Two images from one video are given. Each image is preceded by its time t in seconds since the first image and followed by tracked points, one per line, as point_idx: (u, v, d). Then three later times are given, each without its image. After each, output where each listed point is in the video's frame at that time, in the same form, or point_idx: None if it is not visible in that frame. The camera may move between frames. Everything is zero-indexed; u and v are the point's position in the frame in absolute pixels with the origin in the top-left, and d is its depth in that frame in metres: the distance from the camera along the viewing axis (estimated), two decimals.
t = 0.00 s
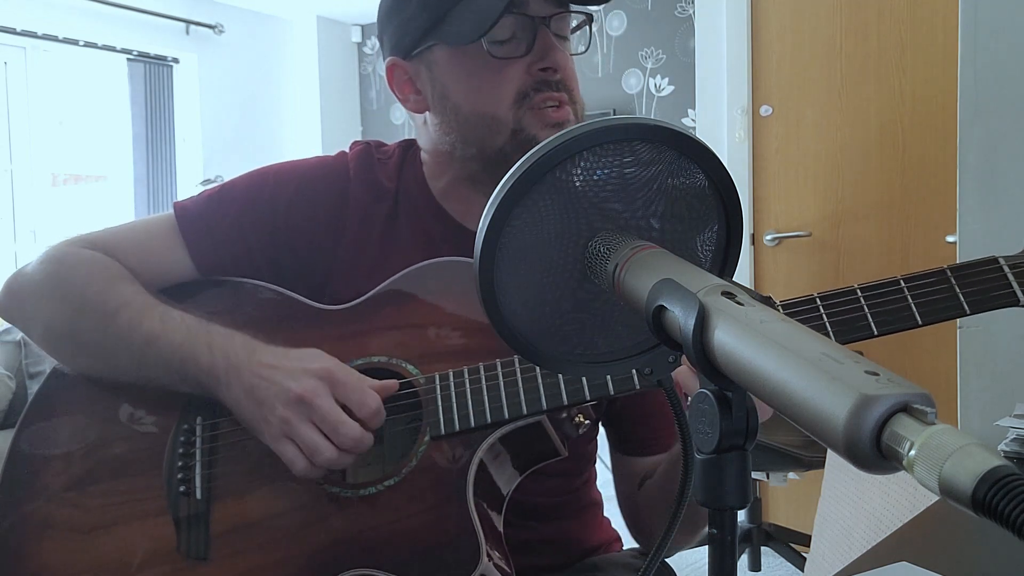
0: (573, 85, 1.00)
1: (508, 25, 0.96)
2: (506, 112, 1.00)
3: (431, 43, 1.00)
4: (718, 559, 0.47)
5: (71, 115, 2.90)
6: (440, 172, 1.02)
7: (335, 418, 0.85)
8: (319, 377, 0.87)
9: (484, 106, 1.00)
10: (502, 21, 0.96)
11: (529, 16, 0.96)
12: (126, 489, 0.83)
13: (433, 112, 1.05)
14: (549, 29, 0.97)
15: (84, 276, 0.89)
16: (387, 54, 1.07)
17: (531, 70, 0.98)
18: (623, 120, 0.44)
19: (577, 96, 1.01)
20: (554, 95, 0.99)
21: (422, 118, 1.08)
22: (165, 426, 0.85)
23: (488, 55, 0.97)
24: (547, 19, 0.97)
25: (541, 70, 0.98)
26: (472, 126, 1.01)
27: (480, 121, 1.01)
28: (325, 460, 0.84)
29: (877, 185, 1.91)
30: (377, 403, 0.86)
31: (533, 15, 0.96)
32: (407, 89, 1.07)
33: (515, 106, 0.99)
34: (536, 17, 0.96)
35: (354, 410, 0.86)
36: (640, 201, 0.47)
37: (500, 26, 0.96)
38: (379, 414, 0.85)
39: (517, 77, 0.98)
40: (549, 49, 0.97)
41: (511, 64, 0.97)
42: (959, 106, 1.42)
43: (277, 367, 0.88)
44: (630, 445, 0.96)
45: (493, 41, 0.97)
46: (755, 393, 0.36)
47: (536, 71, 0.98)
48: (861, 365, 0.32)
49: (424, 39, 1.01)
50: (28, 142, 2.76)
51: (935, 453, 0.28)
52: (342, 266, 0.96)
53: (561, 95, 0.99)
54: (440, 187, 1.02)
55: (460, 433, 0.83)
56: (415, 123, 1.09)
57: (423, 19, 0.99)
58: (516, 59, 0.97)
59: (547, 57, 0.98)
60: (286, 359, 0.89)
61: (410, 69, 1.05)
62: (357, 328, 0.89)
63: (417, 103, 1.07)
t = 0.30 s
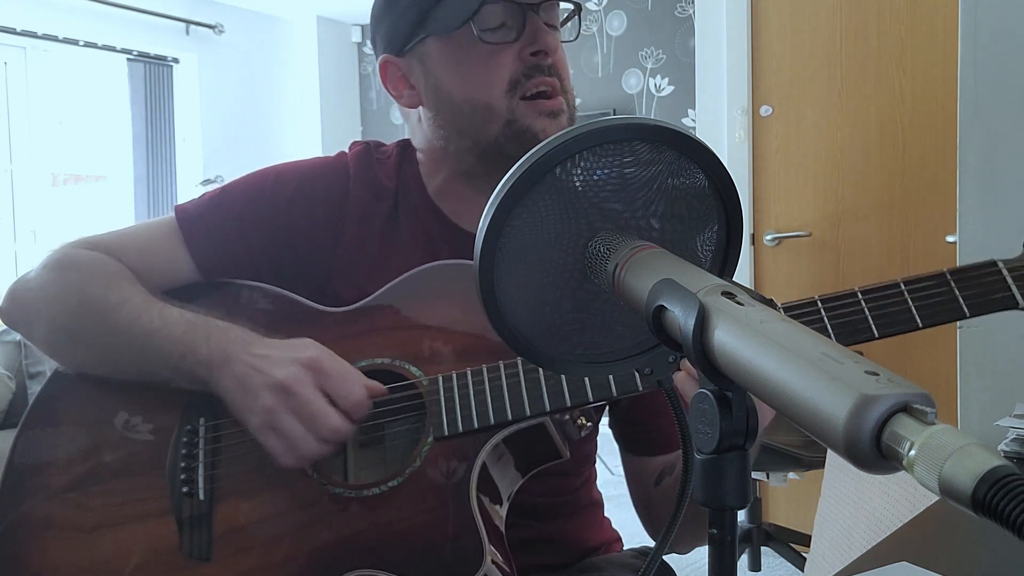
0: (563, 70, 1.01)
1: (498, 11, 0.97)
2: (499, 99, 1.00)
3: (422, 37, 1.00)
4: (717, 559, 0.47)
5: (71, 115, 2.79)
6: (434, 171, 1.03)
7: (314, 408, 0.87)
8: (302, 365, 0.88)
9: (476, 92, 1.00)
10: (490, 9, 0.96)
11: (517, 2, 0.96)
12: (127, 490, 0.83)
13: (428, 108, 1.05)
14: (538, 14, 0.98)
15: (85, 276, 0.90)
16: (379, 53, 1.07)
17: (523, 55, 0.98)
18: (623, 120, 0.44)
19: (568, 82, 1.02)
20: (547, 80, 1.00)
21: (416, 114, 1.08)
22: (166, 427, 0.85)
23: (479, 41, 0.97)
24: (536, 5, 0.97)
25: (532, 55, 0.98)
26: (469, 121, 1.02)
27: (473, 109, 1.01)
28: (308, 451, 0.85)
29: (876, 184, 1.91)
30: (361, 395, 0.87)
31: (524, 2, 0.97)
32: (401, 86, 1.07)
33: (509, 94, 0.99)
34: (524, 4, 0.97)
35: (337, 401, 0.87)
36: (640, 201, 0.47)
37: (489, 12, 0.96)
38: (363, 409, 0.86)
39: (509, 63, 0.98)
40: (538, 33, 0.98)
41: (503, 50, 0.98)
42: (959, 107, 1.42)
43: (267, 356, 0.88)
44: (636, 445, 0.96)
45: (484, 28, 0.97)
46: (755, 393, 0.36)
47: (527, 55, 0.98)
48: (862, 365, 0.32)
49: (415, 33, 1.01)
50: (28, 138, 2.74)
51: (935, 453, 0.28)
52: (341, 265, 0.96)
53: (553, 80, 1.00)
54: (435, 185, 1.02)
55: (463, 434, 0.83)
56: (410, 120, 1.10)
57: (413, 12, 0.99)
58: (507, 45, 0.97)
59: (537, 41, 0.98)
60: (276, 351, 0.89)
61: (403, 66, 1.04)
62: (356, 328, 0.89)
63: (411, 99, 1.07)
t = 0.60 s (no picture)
0: (559, 62, 1.02)
1: (494, 5, 0.97)
2: (497, 92, 1.01)
3: (419, 32, 1.00)
4: (718, 560, 0.47)
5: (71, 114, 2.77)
6: (433, 167, 1.03)
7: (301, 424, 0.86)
8: (294, 367, 0.88)
9: (474, 85, 1.01)
10: (487, 2, 0.96)
11: None
12: (126, 490, 0.83)
13: (427, 104, 1.05)
14: (534, 7, 0.99)
15: (80, 277, 0.90)
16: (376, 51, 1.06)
17: (520, 48, 0.99)
18: (624, 121, 0.44)
19: (564, 74, 1.03)
20: (545, 72, 1.01)
21: (414, 111, 1.07)
22: (164, 427, 0.85)
23: (477, 35, 0.98)
24: None
25: (530, 47, 0.99)
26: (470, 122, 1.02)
27: (470, 102, 1.02)
28: (283, 467, 0.84)
29: (876, 184, 1.91)
30: (349, 416, 0.86)
31: None
32: (398, 84, 1.06)
33: (507, 87, 1.00)
34: None
35: (325, 422, 0.86)
36: (640, 201, 0.47)
37: (484, 7, 0.97)
38: (362, 410, 0.86)
39: (507, 56, 0.99)
40: (535, 25, 0.98)
41: (500, 42, 0.98)
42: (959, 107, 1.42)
43: (255, 362, 0.88)
44: (636, 444, 0.97)
45: (479, 22, 0.97)
46: (755, 393, 0.36)
47: (525, 48, 0.99)
48: (862, 365, 0.32)
49: (410, 31, 1.01)
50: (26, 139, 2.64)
51: (935, 453, 0.28)
52: (341, 265, 0.96)
53: (550, 73, 1.01)
54: (432, 184, 1.02)
55: (460, 433, 0.83)
56: (408, 118, 1.09)
57: (410, 7, 0.99)
58: (505, 37, 0.98)
59: (534, 33, 0.99)
60: (276, 353, 0.89)
61: (400, 64, 1.03)
62: (356, 328, 0.89)
63: (408, 96, 1.06)
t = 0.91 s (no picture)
0: (557, 63, 1.01)
1: (492, 5, 0.97)
2: (495, 89, 1.00)
3: (415, 32, 1.02)
4: (718, 560, 0.47)
5: (71, 115, 2.82)
6: (428, 166, 1.03)
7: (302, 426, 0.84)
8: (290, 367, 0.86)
9: (473, 83, 1.00)
10: (485, 2, 0.96)
11: None
12: (125, 491, 0.82)
13: (422, 103, 1.06)
14: (532, 7, 0.97)
15: (76, 277, 0.90)
16: (372, 49, 1.08)
17: (518, 48, 0.98)
18: (623, 121, 0.44)
19: (562, 75, 1.02)
20: (542, 74, 0.99)
21: (410, 109, 1.10)
22: (162, 427, 0.85)
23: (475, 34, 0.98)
24: None
25: (528, 48, 0.98)
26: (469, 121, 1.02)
27: (468, 100, 1.01)
28: (281, 463, 0.83)
29: (876, 184, 1.91)
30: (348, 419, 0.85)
31: None
32: (394, 82, 1.08)
33: (504, 85, 0.99)
34: None
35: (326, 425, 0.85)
36: (640, 201, 0.47)
37: (483, 7, 0.97)
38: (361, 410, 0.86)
39: (505, 55, 0.98)
40: (533, 25, 0.97)
41: (499, 42, 0.98)
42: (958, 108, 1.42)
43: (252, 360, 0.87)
44: (633, 442, 0.97)
45: (479, 22, 0.97)
46: (755, 393, 0.36)
47: (523, 48, 0.98)
48: (862, 365, 0.32)
49: (409, 29, 1.02)
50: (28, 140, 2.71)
51: (935, 453, 0.28)
52: (339, 266, 0.96)
53: (548, 73, 0.99)
54: (429, 182, 1.02)
55: (455, 431, 0.83)
56: (403, 115, 1.12)
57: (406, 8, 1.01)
58: (504, 37, 0.97)
59: (532, 34, 0.97)
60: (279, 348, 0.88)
61: (396, 62, 1.06)
62: (355, 327, 0.89)
63: (404, 95, 1.09)
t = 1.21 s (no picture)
0: (556, 60, 1.06)
1: (494, 3, 0.98)
2: (495, 91, 1.02)
3: (415, 31, 0.99)
4: (717, 560, 0.47)
5: (71, 115, 2.81)
6: (429, 165, 1.03)
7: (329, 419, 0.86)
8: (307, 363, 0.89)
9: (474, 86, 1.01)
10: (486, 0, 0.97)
11: None
12: (125, 491, 0.82)
13: (424, 103, 1.02)
14: (532, 6, 1.01)
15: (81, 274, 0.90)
16: (372, 47, 1.03)
17: (519, 47, 1.01)
18: (623, 121, 0.44)
19: (561, 71, 1.07)
20: (543, 69, 1.05)
21: (411, 108, 1.04)
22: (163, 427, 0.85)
23: (475, 33, 0.98)
24: None
25: (528, 46, 1.02)
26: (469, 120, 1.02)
27: (469, 101, 1.01)
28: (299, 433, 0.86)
29: (876, 183, 1.91)
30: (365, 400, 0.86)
31: None
32: (395, 81, 1.03)
33: (506, 84, 1.02)
34: None
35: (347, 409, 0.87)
36: (640, 201, 0.47)
37: (484, 4, 0.97)
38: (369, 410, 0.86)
39: (506, 54, 1.01)
40: (533, 24, 1.01)
41: (499, 40, 1.00)
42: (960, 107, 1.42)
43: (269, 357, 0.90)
44: (633, 443, 0.97)
45: (479, 19, 0.98)
46: (754, 392, 0.36)
47: (524, 46, 1.02)
48: (862, 365, 0.32)
49: (410, 27, 0.99)
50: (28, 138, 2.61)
51: (936, 453, 0.28)
52: (339, 265, 0.96)
53: (547, 71, 1.05)
54: (428, 181, 1.02)
55: (458, 433, 0.82)
56: (404, 115, 1.05)
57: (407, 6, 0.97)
58: (503, 36, 1.00)
59: (533, 32, 1.02)
60: (284, 349, 0.90)
61: (397, 61, 1.01)
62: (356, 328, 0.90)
63: (405, 94, 1.03)
